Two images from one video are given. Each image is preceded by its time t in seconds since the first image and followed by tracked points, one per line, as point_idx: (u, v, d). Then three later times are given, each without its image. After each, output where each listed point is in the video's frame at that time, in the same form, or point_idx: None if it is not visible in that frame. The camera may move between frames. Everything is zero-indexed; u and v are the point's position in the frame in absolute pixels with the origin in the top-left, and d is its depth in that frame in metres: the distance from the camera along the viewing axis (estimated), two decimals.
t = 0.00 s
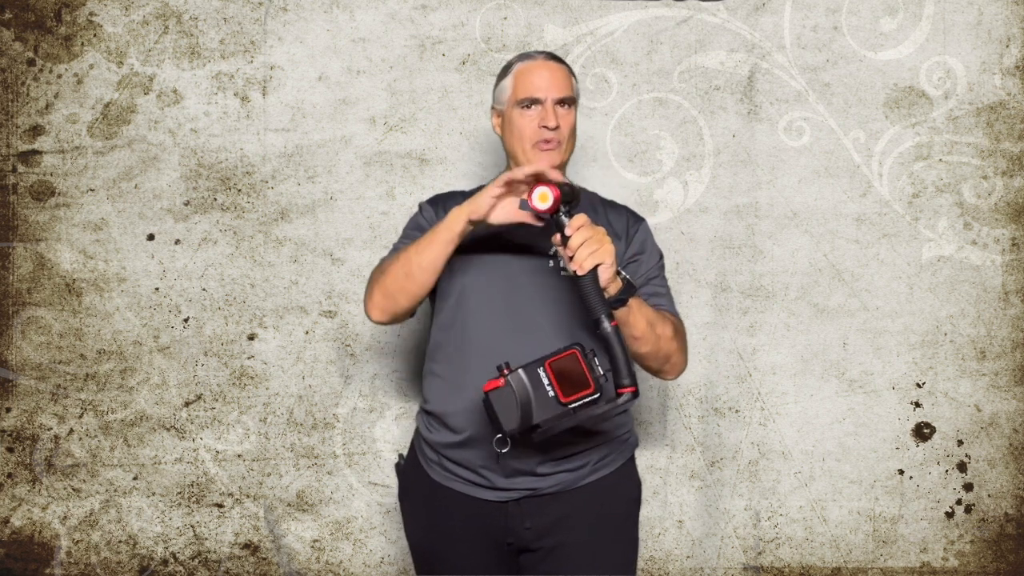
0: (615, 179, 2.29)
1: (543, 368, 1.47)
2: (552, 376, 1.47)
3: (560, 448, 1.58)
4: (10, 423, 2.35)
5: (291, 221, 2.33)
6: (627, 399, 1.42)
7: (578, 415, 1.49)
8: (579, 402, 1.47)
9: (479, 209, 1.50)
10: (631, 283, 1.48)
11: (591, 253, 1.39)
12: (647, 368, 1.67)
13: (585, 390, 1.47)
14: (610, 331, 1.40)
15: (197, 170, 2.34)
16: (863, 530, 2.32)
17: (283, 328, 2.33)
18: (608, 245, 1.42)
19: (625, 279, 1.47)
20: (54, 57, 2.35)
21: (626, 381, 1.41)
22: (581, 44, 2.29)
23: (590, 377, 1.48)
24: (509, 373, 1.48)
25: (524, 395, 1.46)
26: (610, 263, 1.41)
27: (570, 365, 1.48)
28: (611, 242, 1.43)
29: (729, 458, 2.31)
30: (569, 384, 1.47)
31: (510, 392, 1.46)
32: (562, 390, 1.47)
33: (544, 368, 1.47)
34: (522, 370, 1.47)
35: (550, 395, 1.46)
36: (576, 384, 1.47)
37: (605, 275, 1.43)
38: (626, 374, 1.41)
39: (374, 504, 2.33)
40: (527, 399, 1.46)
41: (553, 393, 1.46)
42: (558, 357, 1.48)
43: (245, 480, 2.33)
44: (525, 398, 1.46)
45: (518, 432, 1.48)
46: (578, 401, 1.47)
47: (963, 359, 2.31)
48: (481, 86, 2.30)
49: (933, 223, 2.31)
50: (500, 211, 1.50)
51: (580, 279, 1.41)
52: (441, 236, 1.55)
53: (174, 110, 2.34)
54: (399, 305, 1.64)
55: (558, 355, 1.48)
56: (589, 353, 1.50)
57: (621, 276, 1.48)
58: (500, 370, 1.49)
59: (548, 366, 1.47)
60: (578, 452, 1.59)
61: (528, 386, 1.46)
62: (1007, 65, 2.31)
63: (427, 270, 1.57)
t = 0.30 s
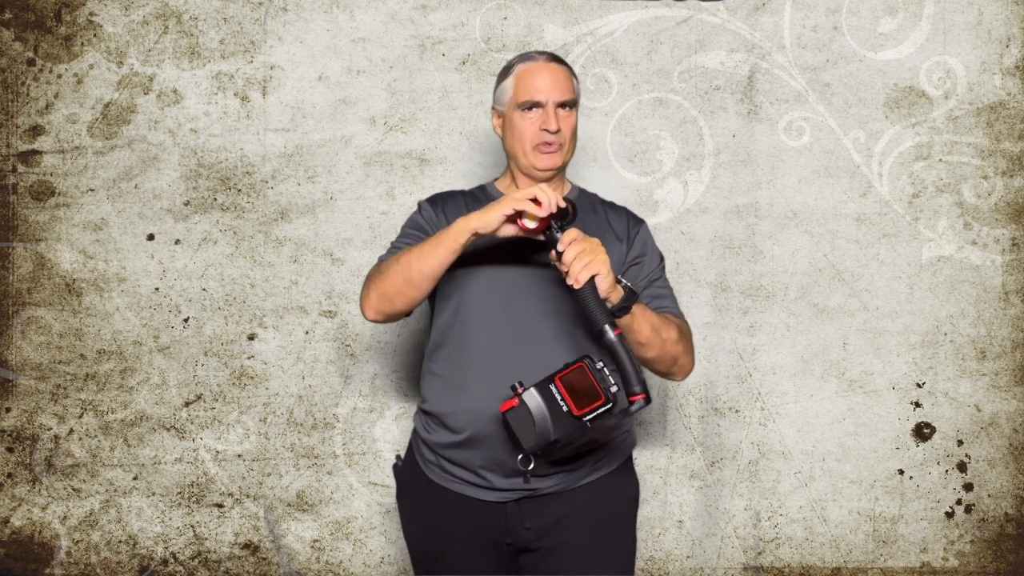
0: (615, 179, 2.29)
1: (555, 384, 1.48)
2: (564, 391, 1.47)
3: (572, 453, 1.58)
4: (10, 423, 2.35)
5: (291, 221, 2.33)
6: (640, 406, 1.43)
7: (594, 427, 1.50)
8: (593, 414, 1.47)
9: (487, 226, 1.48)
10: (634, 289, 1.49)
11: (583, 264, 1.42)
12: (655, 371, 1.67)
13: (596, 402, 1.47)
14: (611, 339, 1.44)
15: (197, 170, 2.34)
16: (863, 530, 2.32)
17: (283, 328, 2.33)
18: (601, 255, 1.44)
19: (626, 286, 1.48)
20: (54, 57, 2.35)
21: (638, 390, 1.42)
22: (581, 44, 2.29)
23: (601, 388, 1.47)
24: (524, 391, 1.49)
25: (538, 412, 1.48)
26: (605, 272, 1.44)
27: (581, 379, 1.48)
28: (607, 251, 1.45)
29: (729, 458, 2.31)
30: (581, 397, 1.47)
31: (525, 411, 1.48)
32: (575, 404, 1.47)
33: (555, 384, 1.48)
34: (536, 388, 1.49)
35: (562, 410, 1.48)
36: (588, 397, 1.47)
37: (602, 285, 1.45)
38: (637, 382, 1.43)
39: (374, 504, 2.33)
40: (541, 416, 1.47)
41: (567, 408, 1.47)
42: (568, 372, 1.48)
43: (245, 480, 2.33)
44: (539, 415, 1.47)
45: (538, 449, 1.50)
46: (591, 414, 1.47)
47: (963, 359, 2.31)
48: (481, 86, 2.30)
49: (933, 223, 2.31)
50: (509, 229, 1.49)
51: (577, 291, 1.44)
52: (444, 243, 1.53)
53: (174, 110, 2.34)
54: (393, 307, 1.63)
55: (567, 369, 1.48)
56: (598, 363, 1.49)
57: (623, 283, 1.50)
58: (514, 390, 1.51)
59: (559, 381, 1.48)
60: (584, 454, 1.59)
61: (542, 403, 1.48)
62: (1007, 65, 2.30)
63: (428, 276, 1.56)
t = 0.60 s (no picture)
0: (615, 179, 2.29)
1: (560, 393, 1.48)
2: (568, 400, 1.47)
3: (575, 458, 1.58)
4: (10, 423, 2.35)
5: (291, 221, 2.33)
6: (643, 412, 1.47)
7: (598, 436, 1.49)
8: (598, 423, 1.47)
9: (460, 205, 1.55)
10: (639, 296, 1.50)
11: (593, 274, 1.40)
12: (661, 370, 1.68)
13: (601, 411, 1.47)
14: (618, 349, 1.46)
15: (197, 170, 2.34)
16: (863, 530, 2.32)
17: (283, 328, 2.33)
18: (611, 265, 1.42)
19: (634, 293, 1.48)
20: (54, 57, 2.35)
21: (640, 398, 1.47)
22: (581, 44, 2.29)
23: (606, 397, 1.47)
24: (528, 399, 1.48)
25: (543, 420, 1.47)
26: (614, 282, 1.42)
27: (586, 388, 1.48)
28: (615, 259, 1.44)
29: (729, 458, 2.31)
30: (585, 406, 1.47)
31: (529, 419, 1.47)
32: (579, 413, 1.47)
33: (560, 393, 1.48)
34: (540, 396, 1.48)
35: (568, 419, 1.47)
36: (593, 406, 1.47)
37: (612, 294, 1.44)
38: (643, 393, 1.52)
39: (374, 504, 2.33)
40: (544, 423, 1.47)
41: (571, 416, 1.47)
42: (573, 381, 1.48)
43: (245, 480, 2.33)
44: (545, 423, 1.47)
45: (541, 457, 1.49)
46: (596, 423, 1.47)
47: (963, 359, 2.31)
48: (481, 86, 2.30)
49: (933, 223, 2.31)
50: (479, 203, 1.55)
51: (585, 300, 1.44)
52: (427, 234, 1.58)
53: (174, 110, 2.34)
54: (393, 315, 1.65)
55: (572, 378, 1.48)
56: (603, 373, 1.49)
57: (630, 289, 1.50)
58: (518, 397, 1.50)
59: (564, 391, 1.48)
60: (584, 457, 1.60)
61: (547, 411, 1.47)
62: (1007, 65, 2.30)
63: (415, 270, 1.60)
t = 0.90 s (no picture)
0: (615, 180, 2.30)
1: (548, 412, 1.39)
2: (558, 420, 1.38)
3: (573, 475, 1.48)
4: (10, 423, 2.35)
5: (291, 221, 2.33)
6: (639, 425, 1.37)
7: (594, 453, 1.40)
8: (592, 440, 1.38)
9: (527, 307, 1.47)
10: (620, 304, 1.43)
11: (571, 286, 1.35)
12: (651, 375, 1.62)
13: (593, 427, 1.38)
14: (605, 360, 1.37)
15: (197, 170, 2.33)
16: (863, 530, 2.32)
17: (283, 327, 2.33)
18: (587, 275, 1.37)
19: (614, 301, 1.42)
20: (54, 56, 2.35)
21: (635, 410, 1.37)
22: (581, 44, 2.29)
23: (596, 412, 1.39)
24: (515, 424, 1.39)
25: (534, 442, 1.38)
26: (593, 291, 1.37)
27: (576, 405, 1.39)
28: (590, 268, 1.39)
29: (729, 458, 2.31)
30: (577, 424, 1.38)
31: (518, 444, 1.38)
32: (572, 432, 1.38)
33: (548, 413, 1.39)
34: (528, 419, 1.39)
35: (560, 439, 1.37)
36: (584, 423, 1.38)
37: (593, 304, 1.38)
38: (636, 402, 1.37)
39: (374, 504, 2.33)
40: (536, 446, 1.38)
41: (563, 437, 1.38)
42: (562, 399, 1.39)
43: (245, 480, 2.33)
44: (535, 446, 1.38)
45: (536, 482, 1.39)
46: (590, 440, 1.38)
47: (963, 359, 2.31)
48: (481, 86, 2.30)
49: (933, 223, 2.31)
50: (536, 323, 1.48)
51: (566, 315, 1.37)
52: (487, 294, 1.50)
53: (174, 109, 2.34)
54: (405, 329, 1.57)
55: (561, 396, 1.39)
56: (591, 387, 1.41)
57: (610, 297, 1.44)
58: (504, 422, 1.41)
59: (553, 410, 1.38)
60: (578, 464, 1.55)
61: (537, 434, 1.38)
62: (1007, 65, 2.30)
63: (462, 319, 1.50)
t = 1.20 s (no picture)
0: (615, 179, 2.30)
1: (490, 429, 1.41)
2: (499, 437, 1.41)
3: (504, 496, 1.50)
4: (10, 423, 2.35)
5: (291, 221, 2.33)
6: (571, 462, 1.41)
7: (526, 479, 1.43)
8: (526, 464, 1.41)
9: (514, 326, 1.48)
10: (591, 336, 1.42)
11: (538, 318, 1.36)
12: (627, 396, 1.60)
13: (529, 453, 1.41)
14: (558, 396, 1.37)
15: (197, 170, 2.33)
16: (863, 530, 2.32)
17: (283, 327, 2.33)
18: (557, 309, 1.37)
19: (583, 334, 1.41)
20: (54, 57, 2.35)
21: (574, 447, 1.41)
22: (581, 44, 2.29)
23: (537, 440, 1.42)
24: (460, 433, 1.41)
25: (470, 453, 1.39)
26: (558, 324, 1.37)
27: (517, 427, 1.42)
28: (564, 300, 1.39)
29: (729, 458, 2.31)
30: (514, 446, 1.41)
31: (457, 451, 1.40)
32: (508, 452, 1.40)
33: (491, 429, 1.41)
34: (470, 430, 1.41)
35: (497, 456, 1.40)
36: (522, 447, 1.41)
37: (558, 336, 1.38)
38: (573, 440, 1.40)
39: (374, 504, 2.33)
40: (473, 458, 1.39)
41: (499, 454, 1.40)
42: (506, 418, 1.42)
43: (245, 480, 2.33)
44: (471, 457, 1.39)
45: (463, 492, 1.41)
46: (525, 464, 1.40)
47: (963, 359, 2.31)
48: (481, 86, 2.30)
49: (933, 223, 2.31)
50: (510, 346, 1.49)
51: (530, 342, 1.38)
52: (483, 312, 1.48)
53: (174, 109, 2.34)
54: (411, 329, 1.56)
55: (506, 416, 1.42)
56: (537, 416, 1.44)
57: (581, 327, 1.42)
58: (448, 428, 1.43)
59: (496, 426, 1.41)
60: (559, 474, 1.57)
61: (475, 446, 1.40)
62: (1008, 65, 2.30)
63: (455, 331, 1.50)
